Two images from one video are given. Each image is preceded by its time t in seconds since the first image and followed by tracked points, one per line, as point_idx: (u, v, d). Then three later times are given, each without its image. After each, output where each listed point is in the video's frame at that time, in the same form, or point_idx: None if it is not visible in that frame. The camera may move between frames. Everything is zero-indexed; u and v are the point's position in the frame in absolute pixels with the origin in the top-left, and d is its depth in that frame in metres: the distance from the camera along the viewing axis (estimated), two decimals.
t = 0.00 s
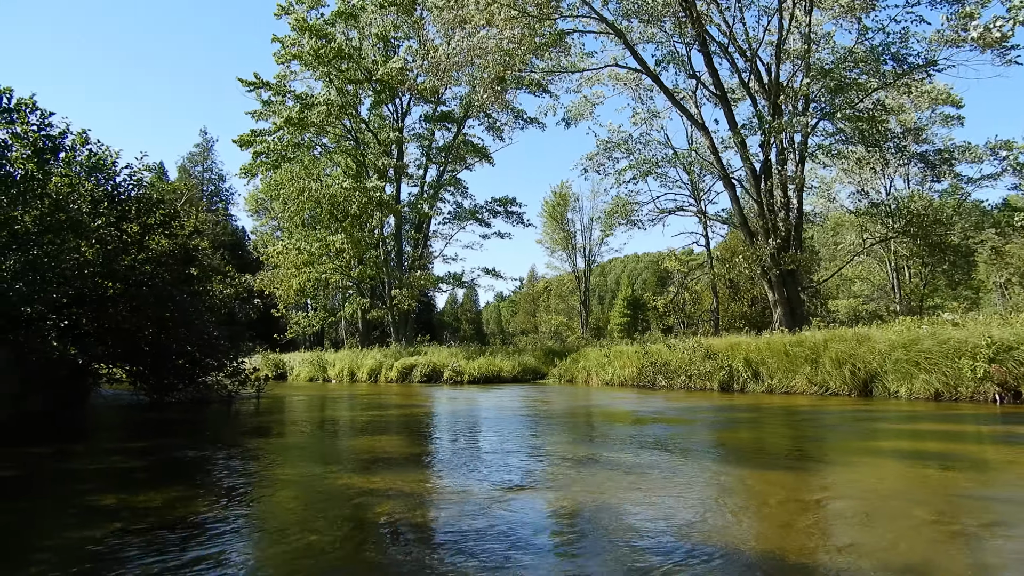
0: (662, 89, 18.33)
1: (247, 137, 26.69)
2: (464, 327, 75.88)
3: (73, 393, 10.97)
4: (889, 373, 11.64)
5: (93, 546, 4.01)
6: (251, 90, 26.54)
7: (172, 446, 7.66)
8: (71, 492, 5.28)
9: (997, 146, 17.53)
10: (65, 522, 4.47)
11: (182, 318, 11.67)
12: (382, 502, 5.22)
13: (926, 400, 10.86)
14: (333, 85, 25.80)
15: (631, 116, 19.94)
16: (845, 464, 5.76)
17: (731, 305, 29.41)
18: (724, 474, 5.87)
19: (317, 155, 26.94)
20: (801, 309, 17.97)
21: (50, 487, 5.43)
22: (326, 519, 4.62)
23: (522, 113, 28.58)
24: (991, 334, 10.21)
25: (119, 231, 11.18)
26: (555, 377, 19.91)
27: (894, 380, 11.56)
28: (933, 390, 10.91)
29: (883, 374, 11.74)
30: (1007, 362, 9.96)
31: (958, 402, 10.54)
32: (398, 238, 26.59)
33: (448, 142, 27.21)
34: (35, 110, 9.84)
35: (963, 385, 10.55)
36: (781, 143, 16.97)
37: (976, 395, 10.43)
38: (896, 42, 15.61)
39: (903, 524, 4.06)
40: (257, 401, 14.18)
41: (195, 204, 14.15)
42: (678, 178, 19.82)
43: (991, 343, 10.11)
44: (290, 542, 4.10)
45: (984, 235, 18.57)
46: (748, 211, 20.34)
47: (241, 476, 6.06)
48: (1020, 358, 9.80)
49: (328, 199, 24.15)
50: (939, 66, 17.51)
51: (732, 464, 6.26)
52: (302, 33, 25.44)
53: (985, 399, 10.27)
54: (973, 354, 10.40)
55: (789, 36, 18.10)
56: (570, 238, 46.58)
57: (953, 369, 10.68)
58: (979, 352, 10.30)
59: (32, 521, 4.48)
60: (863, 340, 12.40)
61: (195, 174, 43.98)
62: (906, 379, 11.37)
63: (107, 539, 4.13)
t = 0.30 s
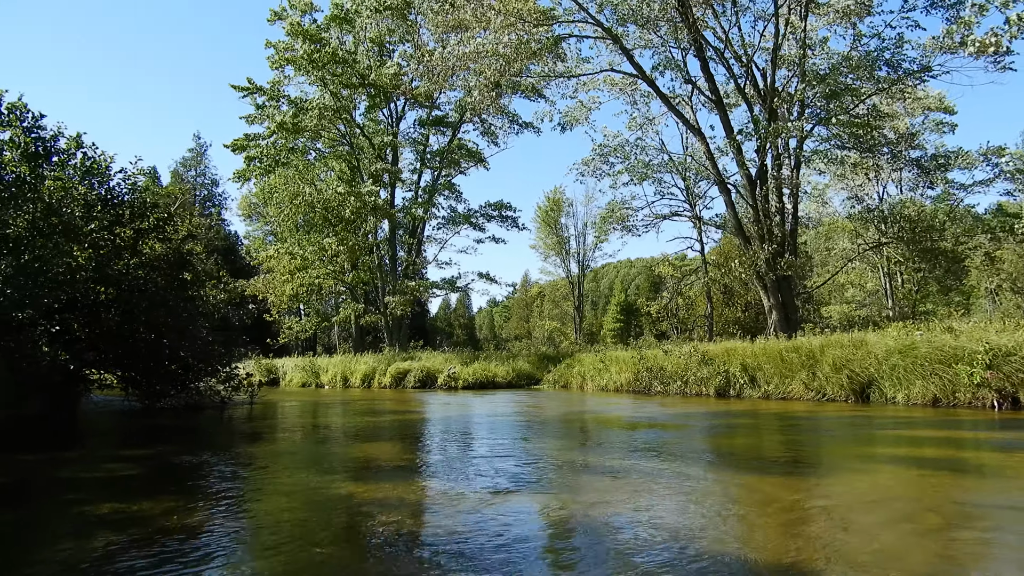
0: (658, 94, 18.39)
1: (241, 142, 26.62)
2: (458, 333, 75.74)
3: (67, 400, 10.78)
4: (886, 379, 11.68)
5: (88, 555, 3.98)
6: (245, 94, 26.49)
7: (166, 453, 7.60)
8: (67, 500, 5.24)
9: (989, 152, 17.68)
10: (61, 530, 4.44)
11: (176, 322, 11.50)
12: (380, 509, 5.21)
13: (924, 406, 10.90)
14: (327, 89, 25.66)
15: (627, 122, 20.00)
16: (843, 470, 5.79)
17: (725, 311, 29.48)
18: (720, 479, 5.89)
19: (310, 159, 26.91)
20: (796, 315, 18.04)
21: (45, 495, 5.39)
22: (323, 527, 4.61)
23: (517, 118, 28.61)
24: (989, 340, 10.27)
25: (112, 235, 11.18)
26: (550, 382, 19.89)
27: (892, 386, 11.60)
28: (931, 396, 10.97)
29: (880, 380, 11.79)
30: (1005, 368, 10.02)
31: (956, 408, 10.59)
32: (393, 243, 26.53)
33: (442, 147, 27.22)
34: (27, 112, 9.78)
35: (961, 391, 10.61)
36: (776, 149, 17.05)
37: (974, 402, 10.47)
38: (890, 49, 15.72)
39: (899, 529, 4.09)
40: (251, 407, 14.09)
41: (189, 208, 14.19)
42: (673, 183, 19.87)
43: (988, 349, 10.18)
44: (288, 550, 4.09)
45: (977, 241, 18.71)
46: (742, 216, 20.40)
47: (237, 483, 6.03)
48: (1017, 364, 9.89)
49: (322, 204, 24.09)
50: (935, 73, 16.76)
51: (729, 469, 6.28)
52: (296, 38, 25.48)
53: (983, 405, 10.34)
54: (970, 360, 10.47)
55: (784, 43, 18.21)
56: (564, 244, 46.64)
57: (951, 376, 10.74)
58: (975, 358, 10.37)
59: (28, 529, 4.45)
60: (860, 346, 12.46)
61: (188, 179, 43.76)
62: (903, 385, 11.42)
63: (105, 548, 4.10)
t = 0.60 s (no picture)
0: (647, 99, 18.48)
1: (226, 142, 26.38)
2: (444, 336, 75.54)
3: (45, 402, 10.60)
4: (875, 385, 11.81)
5: (70, 562, 3.88)
6: (231, 94, 26.28)
7: (149, 456, 7.47)
8: (49, 505, 5.13)
9: (971, 160, 17.96)
10: (44, 536, 4.35)
11: (161, 324, 11.29)
12: (369, 515, 5.15)
13: (913, 412, 11.03)
14: (314, 90, 25.53)
15: (615, 126, 20.08)
16: (832, 475, 5.82)
17: (711, 315, 29.64)
18: (710, 484, 5.91)
19: (297, 160, 26.72)
20: (783, 320, 18.19)
21: (26, 500, 5.27)
22: (312, 533, 4.55)
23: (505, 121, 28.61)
24: (976, 347, 10.42)
25: (96, 235, 11.03)
26: (538, 386, 19.86)
27: (880, 392, 11.72)
28: (919, 402, 11.10)
29: (869, 386, 11.90)
30: (992, 374, 10.18)
31: (945, 414, 10.73)
32: (380, 245, 26.40)
33: (430, 149, 27.16)
34: (7, 109, 9.62)
35: (949, 397, 10.76)
36: (764, 154, 17.20)
37: (962, 408, 10.63)
38: (877, 57, 15.93)
39: (888, 535, 4.12)
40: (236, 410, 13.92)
41: (174, 208, 14.06)
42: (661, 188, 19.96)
43: (975, 356, 10.35)
44: (276, 557, 4.02)
45: (960, 248, 18.98)
46: (729, 221, 20.53)
47: (224, 487, 5.94)
48: (1004, 370, 10.05)
49: (308, 205, 23.97)
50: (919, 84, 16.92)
51: (719, 474, 6.29)
52: (282, 38, 25.37)
53: (971, 411, 10.49)
54: (958, 366, 10.62)
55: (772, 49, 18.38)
56: (551, 247, 46.74)
57: (939, 382, 10.88)
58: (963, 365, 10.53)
59: (8, 535, 4.34)
60: (848, 351, 12.57)
61: (172, 178, 43.28)
62: (892, 391, 11.54)
63: (89, 554, 4.01)
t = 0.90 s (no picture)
0: (643, 98, 18.49)
1: (220, 140, 26.25)
2: (439, 336, 75.47)
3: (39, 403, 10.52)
4: (875, 384, 11.84)
5: (70, 564, 3.85)
6: (225, 92, 26.16)
7: (145, 457, 7.41)
8: (45, 506, 5.08)
9: (966, 160, 18.04)
10: (40, 538, 4.30)
11: (156, 323, 11.21)
12: (370, 515, 5.12)
13: (913, 411, 11.07)
14: (309, 88, 25.44)
15: (612, 125, 20.06)
16: (833, 474, 5.83)
17: (706, 315, 29.68)
18: (710, 483, 5.90)
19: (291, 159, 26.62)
20: (780, 319, 18.22)
21: (22, 502, 5.22)
22: (312, 534, 4.52)
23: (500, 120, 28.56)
24: (976, 346, 10.46)
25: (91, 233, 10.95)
26: (535, 385, 19.85)
27: (880, 392, 11.76)
28: (919, 402, 11.15)
29: (869, 385, 11.94)
30: (993, 373, 10.23)
31: (945, 414, 10.77)
32: (376, 244, 26.32)
33: (425, 148, 27.09)
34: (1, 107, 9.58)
35: (949, 396, 10.82)
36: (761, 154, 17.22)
37: (963, 407, 10.67)
38: (874, 56, 15.97)
39: (888, 533, 4.14)
40: (232, 410, 13.84)
41: (169, 208, 14.01)
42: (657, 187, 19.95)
43: (975, 355, 10.42)
44: (276, 559, 4.00)
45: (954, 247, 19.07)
46: (726, 221, 20.55)
47: (222, 488, 5.90)
48: (1004, 369, 10.12)
49: (303, 204, 23.91)
50: (915, 83, 16.73)
51: (719, 473, 6.29)
52: (275, 36, 25.27)
53: (972, 410, 10.55)
54: (958, 365, 10.69)
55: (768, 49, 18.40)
56: (546, 247, 46.74)
57: (940, 381, 10.92)
58: (963, 363, 10.60)
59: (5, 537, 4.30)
60: (847, 351, 12.62)
61: (165, 177, 43.00)
62: (892, 390, 11.59)
63: (87, 556, 3.97)
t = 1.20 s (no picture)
0: (647, 98, 18.46)
1: (223, 142, 26.31)
2: (442, 337, 75.48)
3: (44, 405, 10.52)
4: (884, 384, 11.80)
5: (78, 565, 3.86)
6: (228, 94, 26.22)
7: (151, 459, 7.43)
8: (51, 509, 5.09)
9: (971, 160, 17.99)
10: (45, 540, 4.31)
11: (161, 324, 11.21)
12: (375, 517, 5.12)
13: (924, 411, 11.02)
14: (312, 90, 25.48)
15: (615, 126, 20.03)
16: (840, 475, 5.81)
17: (711, 316, 29.59)
18: (716, 484, 5.88)
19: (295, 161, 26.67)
20: (785, 319, 18.17)
21: (26, 505, 5.23)
22: (316, 536, 4.52)
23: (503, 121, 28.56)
24: (988, 345, 10.42)
25: (96, 235, 10.95)
26: (539, 386, 19.83)
27: (890, 392, 11.71)
28: (930, 402, 11.09)
29: (878, 385, 11.90)
30: (1004, 373, 10.18)
31: (957, 414, 10.72)
32: (379, 246, 26.34)
33: (428, 150, 27.11)
34: (7, 109, 9.58)
35: (960, 396, 10.78)
36: (766, 153, 17.20)
37: (975, 407, 10.63)
38: (879, 55, 15.93)
39: (897, 534, 4.13)
40: (237, 411, 13.86)
41: (174, 210, 14.07)
42: (661, 187, 19.92)
43: (986, 353, 10.40)
44: (283, 560, 4.01)
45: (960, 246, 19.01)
46: (730, 221, 20.50)
47: (227, 490, 5.91)
48: (1016, 368, 10.09)
49: (306, 206, 23.95)
50: (920, 82, 16.68)
51: (725, 474, 6.27)
52: (277, 37, 25.32)
53: (983, 410, 10.51)
54: (969, 363, 10.67)
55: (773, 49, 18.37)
56: (549, 248, 46.76)
57: (951, 381, 10.88)
58: (974, 362, 10.58)
59: (10, 540, 4.30)
60: (855, 351, 12.58)
61: (169, 179, 43.08)
62: (902, 391, 11.54)
63: (91, 558, 3.98)
